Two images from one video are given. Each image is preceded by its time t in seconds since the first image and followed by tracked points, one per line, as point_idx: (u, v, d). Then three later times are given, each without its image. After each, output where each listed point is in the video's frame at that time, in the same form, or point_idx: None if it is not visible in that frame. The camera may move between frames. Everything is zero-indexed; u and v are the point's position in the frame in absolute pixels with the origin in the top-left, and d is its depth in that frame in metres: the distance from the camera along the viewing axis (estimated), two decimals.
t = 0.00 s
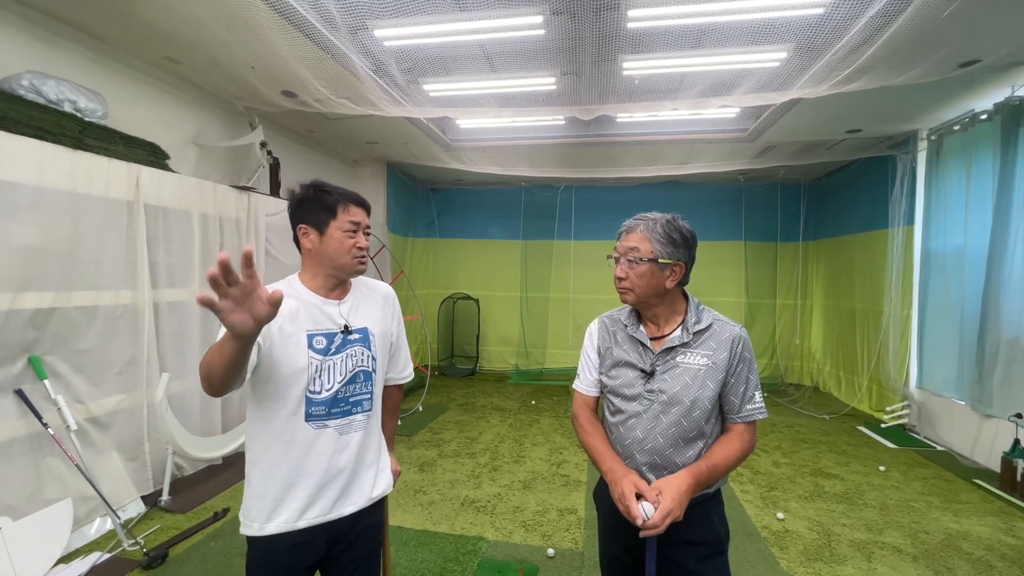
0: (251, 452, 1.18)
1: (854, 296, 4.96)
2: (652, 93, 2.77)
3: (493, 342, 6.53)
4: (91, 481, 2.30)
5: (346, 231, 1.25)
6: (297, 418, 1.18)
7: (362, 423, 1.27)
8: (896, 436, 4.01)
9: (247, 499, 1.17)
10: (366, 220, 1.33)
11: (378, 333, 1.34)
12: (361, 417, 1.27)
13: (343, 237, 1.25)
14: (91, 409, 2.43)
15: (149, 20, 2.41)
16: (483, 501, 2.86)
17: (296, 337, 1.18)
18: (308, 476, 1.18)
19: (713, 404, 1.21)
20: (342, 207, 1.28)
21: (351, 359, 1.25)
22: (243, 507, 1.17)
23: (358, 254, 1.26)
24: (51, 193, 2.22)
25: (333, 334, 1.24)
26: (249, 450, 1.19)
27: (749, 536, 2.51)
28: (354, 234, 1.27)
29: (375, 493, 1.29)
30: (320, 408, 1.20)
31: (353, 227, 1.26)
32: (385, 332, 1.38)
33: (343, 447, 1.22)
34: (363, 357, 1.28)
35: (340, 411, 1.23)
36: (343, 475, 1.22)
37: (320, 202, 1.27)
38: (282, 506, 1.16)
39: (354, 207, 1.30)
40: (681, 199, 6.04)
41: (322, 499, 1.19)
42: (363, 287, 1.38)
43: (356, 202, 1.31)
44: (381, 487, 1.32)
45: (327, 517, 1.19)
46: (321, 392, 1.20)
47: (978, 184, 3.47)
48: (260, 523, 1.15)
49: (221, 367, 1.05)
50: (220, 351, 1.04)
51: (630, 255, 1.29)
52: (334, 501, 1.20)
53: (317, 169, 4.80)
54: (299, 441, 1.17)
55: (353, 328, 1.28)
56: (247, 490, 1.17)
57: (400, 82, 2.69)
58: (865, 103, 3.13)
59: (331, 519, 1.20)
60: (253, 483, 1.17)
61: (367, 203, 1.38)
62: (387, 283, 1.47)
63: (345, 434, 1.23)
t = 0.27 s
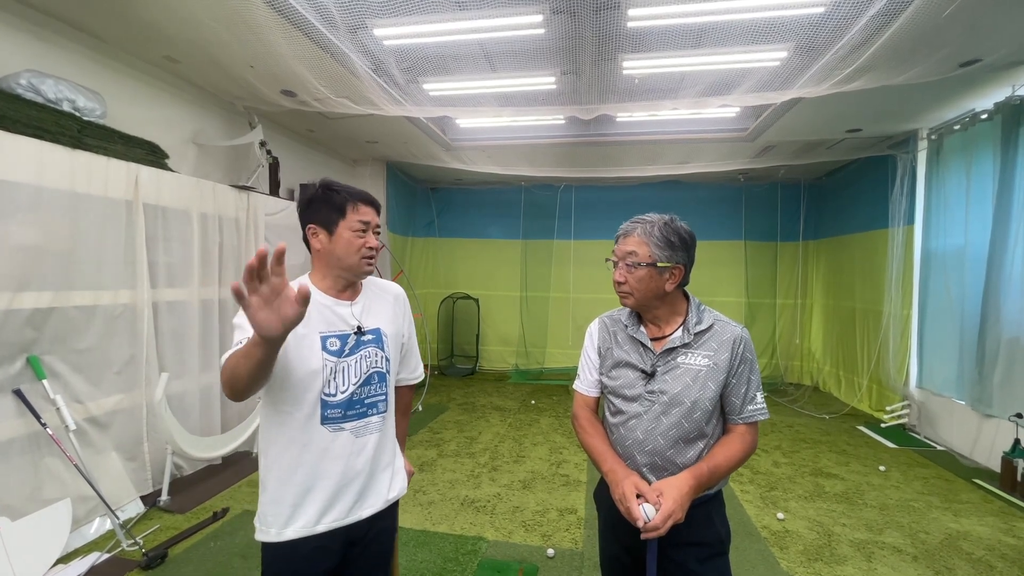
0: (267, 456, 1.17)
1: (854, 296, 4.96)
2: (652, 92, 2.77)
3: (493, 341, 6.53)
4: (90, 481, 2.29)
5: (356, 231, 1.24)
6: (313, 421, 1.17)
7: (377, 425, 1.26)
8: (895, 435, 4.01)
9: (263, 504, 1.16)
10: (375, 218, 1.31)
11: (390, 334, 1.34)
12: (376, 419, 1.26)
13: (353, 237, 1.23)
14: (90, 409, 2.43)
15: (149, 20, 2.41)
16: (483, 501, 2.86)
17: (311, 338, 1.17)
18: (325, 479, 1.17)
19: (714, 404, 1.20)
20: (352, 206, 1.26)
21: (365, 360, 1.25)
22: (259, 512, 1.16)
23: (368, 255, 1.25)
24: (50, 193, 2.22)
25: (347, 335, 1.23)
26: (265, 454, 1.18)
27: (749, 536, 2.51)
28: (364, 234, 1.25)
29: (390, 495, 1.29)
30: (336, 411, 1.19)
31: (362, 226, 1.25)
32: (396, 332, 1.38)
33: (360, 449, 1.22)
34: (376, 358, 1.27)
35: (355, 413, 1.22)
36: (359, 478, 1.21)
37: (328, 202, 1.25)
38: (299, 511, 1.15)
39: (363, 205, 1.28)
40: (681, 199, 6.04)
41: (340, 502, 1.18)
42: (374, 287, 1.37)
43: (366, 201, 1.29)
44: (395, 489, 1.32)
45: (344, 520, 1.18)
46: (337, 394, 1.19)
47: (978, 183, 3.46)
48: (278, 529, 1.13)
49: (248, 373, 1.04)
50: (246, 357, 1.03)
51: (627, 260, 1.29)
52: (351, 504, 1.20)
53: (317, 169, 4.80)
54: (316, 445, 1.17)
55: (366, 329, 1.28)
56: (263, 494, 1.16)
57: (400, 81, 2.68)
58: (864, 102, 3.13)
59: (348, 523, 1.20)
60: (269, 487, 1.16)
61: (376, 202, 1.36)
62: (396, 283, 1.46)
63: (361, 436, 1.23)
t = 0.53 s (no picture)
0: (280, 460, 1.17)
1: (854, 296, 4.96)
2: (651, 92, 2.77)
3: (492, 341, 6.53)
4: (90, 481, 2.29)
5: (341, 227, 1.23)
6: (327, 425, 1.16)
7: (391, 430, 1.25)
8: (895, 435, 4.01)
9: (275, 508, 1.15)
10: (372, 211, 1.27)
11: (405, 337, 1.33)
12: (390, 424, 1.25)
13: (338, 233, 1.23)
14: (90, 409, 2.43)
15: (148, 19, 2.41)
16: (483, 501, 2.86)
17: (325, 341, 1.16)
18: (338, 485, 1.16)
19: (713, 405, 1.21)
20: (340, 203, 1.26)
21: (379, 364, 1.23)
22: (271, 516, 1.16)
23: (353, 249, 1.22)
24: (49, 193, 2.21)
25: (362, 338, 1.22)
26: (278, 457, 1.17)
27: (748, 535, 2.51)
28: (351, 228, 1.23)
29: (402, 501, 1.28)
30: (349, 415, 1.18)
31: (347, 221, 1.23)
32: (411, 335, 1.36)
33: (373, 455, 1.21)
34: (391, 362, 1.26)
35: (369, 418, 1.21)
36: (372, 483, 1.20)
37: (321, 207, 1.29)
38: (311, 516, 1.14)
39: (355, 200, 1.26)
40: (681, 199, 6.04)
41: (352, 508, 1.17)
42: (390, 289, 1.37)
43: (359, 194, 1.27)
44: (407, 495, 1.31)
45: (356, 526, 1.17)
46: (351, 398, 1.18)
47: (978, 183, 3.46)
48: (289, 533, 1.13)
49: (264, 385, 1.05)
50: (265, 364, 1.05)
51: (629, 257, 1.29)
52: (364, 510, 1.19)
53: (317, 168, 4.80)
54: (329, 449, 1.16)
55: (381, 332, 1.27)
56: (276, 497, 1.16)
57: (399, 81, 2.68)
58: (863, 102, 3.13)
59: (360, 528, 1.19)
60: (282, 490, 1.15)
61: (378, 193, 1.32)
62: (413, 285, 1.46)
63: (374, 441, 1.21)
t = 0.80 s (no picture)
0: (288, 463, 1.17)
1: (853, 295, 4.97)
2: (650, 92, 2.77)
3: (492, 341, 6.53)
4: (90, 481, 2.30)
5: (352, 231, 1.23)
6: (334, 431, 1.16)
7: (399, 438, 1.25)
8: (894, 435, 4.02)
9: (281, 512, 1.16)
10: (384, 215, 1.26)
11: (415, 343, 1.33)
12: (398, 432, 1.25)
13: (349, 237, 1.23)
14: (90, 409, 2.43)
15: (148, 20, 2.41)
16: (483, 501, 2.87)
17: (334, 346, 1.18)
18: (344, 490, 1.16)
19: (712, 404, 1.21)
20: (352, 206, 1.25)
21: (388, 370, 1.24)
22: (277, 520, 1.16)
23: (363, 254, 1.21)
24: (50, 193, 2.22)
25: (371, 343, 1.23)
26: (285, 461, 1.18)
27: (747, 535, 2.52)
28: (362, 233, 1.23)
29: (408, 507, 1.28)
30: (357, 421, 1.18)
31: (359, 225, 1.22)
32: (421, 341, 1.37)
33: (380, 461, 1.21)
34: (399, 369, 1.26)
35: (376, 424, 1.21)
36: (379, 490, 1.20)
37: (332, 209, 1.29)
38: (316, 521, 1.14)
39: (368, 204, 1.25)
40: (680, 199, 6.05)
41: (358, 514, 1.17)
42: (402, 293, 1.37)
43: (372, 198, 1.26)
44: (413, 501, 1.31)
45: (362, 532, 1.17)
46: (358, 404, 1.18)
47: (977, 183, 3.47)
48: (294, 537, 1.13)
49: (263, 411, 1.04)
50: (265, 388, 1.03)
51: (628, 261, 1.29)
52: (370, 516, 1.19)
53: (317, 168, 4.80)
54: (336, 455, 1.16)
55: (391, 338, 1.27)
56: (282, 501, 1.16)
57: (399, 81, 2.68)
58: (862, 102, 3.14)
59: (366, 534, 1.19)
60: (288, 494, 1.16)
61: (392, 196, 1.31)
62: (425, 290, 1.46)
63: (382, 448, 1.21)
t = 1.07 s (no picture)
0: (291, 465, 1.16)
1: (852, 295, 4.98)
2: (650, 93, 2.78)
3: (492, 341, 6.54)
4: (91, 481, 2.30)
5: (352, 228, 1.23)
6: (340, 432, 1.16)
7: (402, 437, 1.26)
8: (893, 434, 4.02)
9: (284, 513, 1.15)
10: (384, 210, 1.26)
11: (419, 342, 1.34)
12: (402, 431, 1.26)
13: (349, 233, 1.23)
14: (90, 409, 2.43)
15: (149, 20, 2.41)
16: (483, 501, 2.87)
17: (339, 346, 1.17)
18: (349, 491, 1.16)
19: (712, 405, 1.21)
20: (351, 203, 1.25)
21: (393, 370, 1.25)
22: (279, 520, 1.15)
23: (363, 249, 1.21)
24: (50, 193, 2.22)
25: (376, 343, 1.23)
26: (288, 462, 1.17)
27: (747, 535, 2.52)
28: (361, 229, 1.23)
29: (411, 507, 1.29)
30: (362, 422, 1.18)
31: (358, 221, 1.22)
32: (426, 339, 1.37)
33: (385, 461, 1.21)
34: (404, 368, 1.27)
35: (382, 424, 1.22)
36: (383, 490, 1.21)
37: (334, 206, 1.29)
38: (321, 522, 1.14)
39: (366, 199, 1.25)
40: (679, 199, 6.05)
41: (363, 514, 1.18)
42: (405, 291, 1.37)
43: (371, 193, 1.26)
44: (416, 501, 1.32)
45: (366, 532, 1.18)
46: (364, 404, 1.19)
47: (976, 183, 3.47)
48: (298, 538, 1.13)
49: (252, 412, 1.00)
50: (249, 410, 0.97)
51: (633, 256, 1.29)
52: (374, 516, 1.19)
53: (316, 169, 4.80)
54: (341, 456, 1.16)
55: (395, 337, 1.28)
56: (285, 502, 1.15)
57: (399, 82, 2.68)
58: (862, 102, 3.14)
59: (370, 534, 1.19)
60: (291, 495, 1.15)
61: (392, 191, 1.30)
62: (428, 288, 1.46)
63: (387, 448, 1.22)
